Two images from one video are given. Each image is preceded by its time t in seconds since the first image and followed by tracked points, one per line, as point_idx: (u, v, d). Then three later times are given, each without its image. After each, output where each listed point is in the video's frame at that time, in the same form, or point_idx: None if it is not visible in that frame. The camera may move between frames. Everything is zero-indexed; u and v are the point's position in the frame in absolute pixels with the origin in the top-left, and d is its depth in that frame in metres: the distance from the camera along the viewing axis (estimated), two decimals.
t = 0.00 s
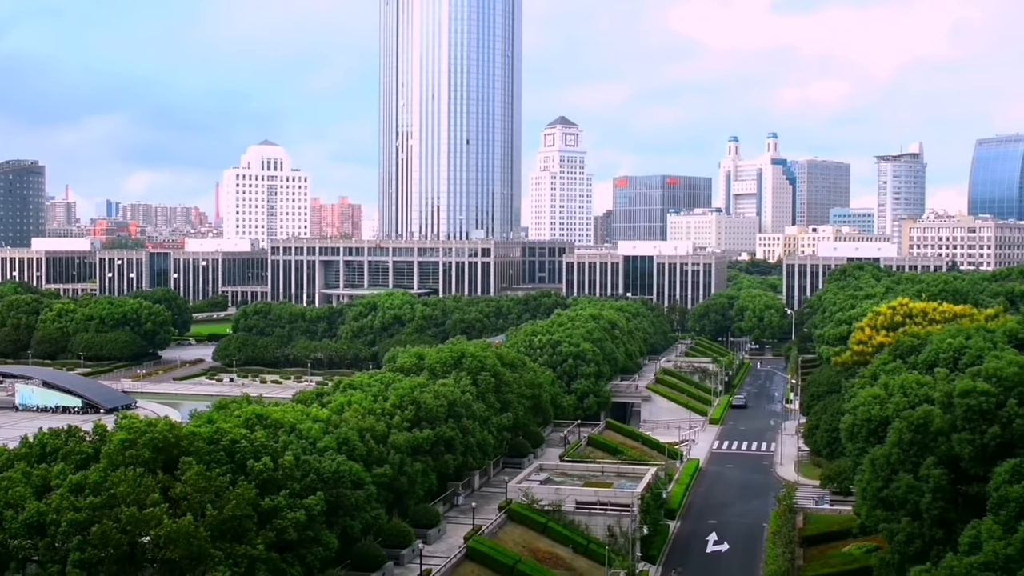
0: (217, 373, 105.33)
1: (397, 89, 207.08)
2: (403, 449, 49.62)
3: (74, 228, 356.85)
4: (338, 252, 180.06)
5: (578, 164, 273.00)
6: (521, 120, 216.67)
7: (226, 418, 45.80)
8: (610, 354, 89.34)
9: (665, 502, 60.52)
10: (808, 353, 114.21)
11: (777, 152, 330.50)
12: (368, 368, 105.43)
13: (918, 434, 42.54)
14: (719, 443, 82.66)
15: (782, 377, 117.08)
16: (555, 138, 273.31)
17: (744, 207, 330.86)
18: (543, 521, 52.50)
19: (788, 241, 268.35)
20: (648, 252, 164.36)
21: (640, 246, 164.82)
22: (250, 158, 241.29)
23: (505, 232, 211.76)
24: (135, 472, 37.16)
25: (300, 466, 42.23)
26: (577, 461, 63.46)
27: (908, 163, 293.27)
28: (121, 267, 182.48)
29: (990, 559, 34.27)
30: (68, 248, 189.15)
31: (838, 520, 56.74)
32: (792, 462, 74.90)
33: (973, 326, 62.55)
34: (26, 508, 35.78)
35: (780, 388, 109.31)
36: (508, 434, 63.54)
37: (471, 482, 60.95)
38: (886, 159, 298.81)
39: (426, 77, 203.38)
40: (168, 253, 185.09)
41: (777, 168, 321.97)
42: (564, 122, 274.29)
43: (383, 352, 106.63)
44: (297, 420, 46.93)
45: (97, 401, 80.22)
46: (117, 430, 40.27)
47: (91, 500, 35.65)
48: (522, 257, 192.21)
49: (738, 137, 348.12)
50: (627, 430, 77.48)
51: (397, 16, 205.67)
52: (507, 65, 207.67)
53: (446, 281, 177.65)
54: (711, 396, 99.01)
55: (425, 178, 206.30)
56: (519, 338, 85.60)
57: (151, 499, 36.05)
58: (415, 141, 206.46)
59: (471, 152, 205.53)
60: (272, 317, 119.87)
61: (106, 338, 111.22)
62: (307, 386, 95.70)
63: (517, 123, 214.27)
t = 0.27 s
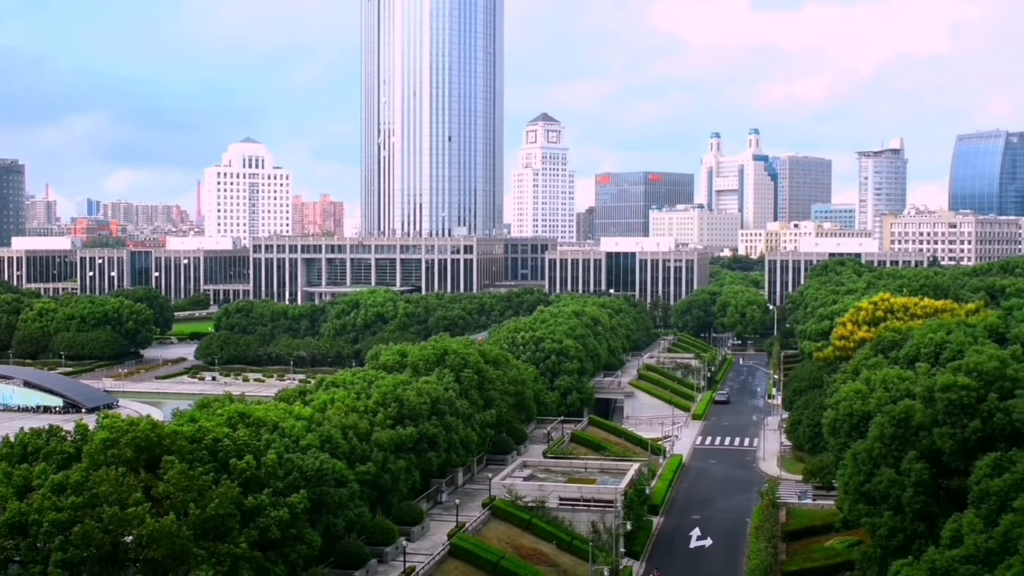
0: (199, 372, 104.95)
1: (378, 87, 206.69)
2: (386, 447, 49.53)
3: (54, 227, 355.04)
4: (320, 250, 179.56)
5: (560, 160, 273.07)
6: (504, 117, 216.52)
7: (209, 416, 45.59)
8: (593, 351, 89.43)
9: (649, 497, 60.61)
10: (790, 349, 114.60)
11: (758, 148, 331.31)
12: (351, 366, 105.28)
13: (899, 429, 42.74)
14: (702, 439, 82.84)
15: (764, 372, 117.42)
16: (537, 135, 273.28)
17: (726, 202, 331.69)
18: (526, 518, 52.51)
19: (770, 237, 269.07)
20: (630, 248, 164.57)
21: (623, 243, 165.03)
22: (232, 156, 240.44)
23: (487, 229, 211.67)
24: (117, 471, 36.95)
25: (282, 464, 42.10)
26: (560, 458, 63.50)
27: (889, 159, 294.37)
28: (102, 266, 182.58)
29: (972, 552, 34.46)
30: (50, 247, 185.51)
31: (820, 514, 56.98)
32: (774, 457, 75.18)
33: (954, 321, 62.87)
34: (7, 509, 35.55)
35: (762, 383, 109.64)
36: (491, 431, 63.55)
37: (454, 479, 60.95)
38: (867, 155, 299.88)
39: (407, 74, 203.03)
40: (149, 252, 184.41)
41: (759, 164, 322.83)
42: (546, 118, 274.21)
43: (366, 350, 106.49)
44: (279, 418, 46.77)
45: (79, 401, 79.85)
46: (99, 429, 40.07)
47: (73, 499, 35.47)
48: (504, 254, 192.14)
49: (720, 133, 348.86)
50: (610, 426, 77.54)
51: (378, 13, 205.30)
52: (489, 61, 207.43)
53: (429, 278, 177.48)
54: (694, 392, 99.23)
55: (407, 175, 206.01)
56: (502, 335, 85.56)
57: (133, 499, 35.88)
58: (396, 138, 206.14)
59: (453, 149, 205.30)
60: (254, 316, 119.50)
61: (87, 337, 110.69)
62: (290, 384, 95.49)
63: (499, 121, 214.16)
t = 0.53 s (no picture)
0: (174, 368, 104.32)
1: (353, 82, 206.09)
2: (363, 443, 49.41)
3: (26, 223, 351.98)
4: (296, 246, 178.90)
5: (535, 156, 273.12)
6: (479, 112, 216.31)
7: (184, 414, 45.31)
8: (569, 346, 89.50)
9: (625, 492, 60.75)
10: (765, 343, 115.09)
11: (733, 143, 332.50)
12: (327, 362, 104.97)
13: (874, 422, 43.00)
14: (679, 433, 83.12)
15: (740, 366, 117.95)
16: (513, 130, 273.16)
17: (701, 197, 332.77)
18: (503, 514, 52.47)
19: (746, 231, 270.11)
20: (606, 243, 164.81)
21: (599, 238, 165.27)
22: (206, 152, 239.04)
23: (463, 225, 211.60)
24: (91, 469, 36.67)
25: (258, 461, 41.92)
26: (537, 453, 63.58)
27: (863, 153, 296.40)
28: (75, 263, 181.63)
29: (945, 544, 34.74)
30: (23, 243, 187.40)
31: (796, 507, 57.24)
32: (750, 451, 75.51)
33: (928, 314, 63.31)
34: None
35: (738, 377, 110.16)
36: (468, 427, 63.51)
37: (431, 475, 60.86)
38: (841, 150, 301.75)
39: (383, 70, 202.51)
40: (123, 249, 183.22)
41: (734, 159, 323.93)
42: (521, 114, 274.08)
43: (342, 346, 106.25)
44: (255, 415, 46.56)
45: (52, 398, 79.22)
46: (73, 428, 39.75)
47: (48, 498, 35.22)
48: (480, 250, 192.12)
49: (695, 128, 349.76)
50: (587, 421, 77.61)
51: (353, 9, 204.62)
52: (464, 57, 207.19)
53: (405, 274, 177.29)
54: (671, 386, 99.51)
55: (383, 171, 205.62)
56: (478, 330, 85.48)
57: (109, 497, 35.61)
58: (372, 134, 205.63)
59: (429, 145, 204.98)
60: (229, 312, 118.92)
61: (61, 334, 109.87)
62: (266, 381, 95.16)
63: (475, 116, 213.96)
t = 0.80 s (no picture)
0: (155, 367, 103.81)
1: (334, 79, 205.46)
2: (345, 440, 49.28)
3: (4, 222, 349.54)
4: (277, 243, 178.26)
5: (517, 152, 272.99)
6: (460, 108, 216.05)
7: (165, 412, 45.06)
8: (551, 342, 89.47)
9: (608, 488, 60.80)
10: (746, 339, 115.34)
11: (714, 139, 333.09)
12: (308, 360, 104.72)
13: (855, 417, 43.15)
14: (661, 428, 83.24)
15: (722, 362, 118.22)
16: (494, 127, 272.89)
17: (682, 193, 333.22)
18: (486, 510, 52.43)
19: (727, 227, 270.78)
20: (587, 240, 164.86)
21: (580, 234, 165.26)
22: (186, 150, 237.99)
23: (444, 222, 211.38)
24: (72, 468, 36.42)
25: (240, 459, 41.73)
26: (519, 449, 63.57)
27: (843, 149, 297.34)
28: (55, 261, 180.54)
29: (927, 538, 34.86)
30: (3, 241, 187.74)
31: (778, 502, 57.41)
32: (732, 446, 75.67)
33: (908, 309, 63.51)
34: None
35: (720, 372, 110.44)
36: (450, 423, 63.39)
37: (414, 472, 60.76)
38: (822, 145, 302.61)
39: (363, 66, 201.94)
40: (103, 247, 182.20)
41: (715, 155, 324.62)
42: (502, 110, 273.84)
43: (324, 343, 106.03)
44: (236, 413, 46.35)
45: (32, 398, 78.68)
46: (54, 427, 39.45)
47: (28, 498, 34.96)
48: (462, 246, 191.91)
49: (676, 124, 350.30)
50: (569, 417, 77.61)
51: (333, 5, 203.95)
52: (444, 53, 206.79)
53: (386, 271, 177.03)
54: (653, 382, 99.68)
55: (364, 168, 205.13)
56: (460, 327, 85.35)
57: (89, 496, 35.38)
58: (353, 131, 205.07)
59: (410, 141, 204.60)
60: (210, 310, 118.45)
61: (41, 333, 109.22)
62: (247, 379, 94.87)
63: (456, 112, 213.72)
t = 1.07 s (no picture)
0: (138, 366, 103.30)
1: (316, 76, 204.94)
2: (329, 438, 49.14)
3: None
4: (260, 241, 177.61)
5: (499, 148, 272.85)
6: (442, 105, 215.79)
7: (148, 411, 44.80)
8: (535, 338, 89.41)
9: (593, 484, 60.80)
10: (730, 334, 115.55)
11: (696, 135, 333.78)
12: (292, 358, 104.45)
13: (838, 411, 43.27)
14: (645, 424, 83.31)
15: (706, 357, 118.44)
16: (477, 124, 272.63)
17: (665, 189, 333.82)
18: (471, 507, 52.37)
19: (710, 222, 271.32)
20: (571, 236, 164.86)
21: (564, 230, 165.28)
22: (168, 148, 237.00)
23: (428, 219, 211.12)
24: (55, 468, 36.17)
25: (224, 458, 41.57)
26: (504, 446, 63.54)
27: (825, 144, 298.93)
28: (36, 261, 179.38)
29: (910, 531, 34.96)
30: None
31: (762, 496, 57.54)
32: (716, 441, 75.81)
33: (891, 303, 63.73)
34: None
35: (704, 368, 110.62)
36: (435, 421, 63.28)
37: (398, 469, 60.65)
38: (804, 141, 303.91)
39: (345, 63, 201.49)
40: (85, 245, 181.29)
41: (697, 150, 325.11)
42: (485, 107, 273.67)
43: (307, 341, 105.81)
44: (220, 412, 46.13)
45: (15, 398, 78.17)
46: (36, 428, 39.18)
47: (11, 498, 34.73)
48: (445, 243, 191.71)
49: (658, 120, 350.74)
50: (554, 413, 77.56)
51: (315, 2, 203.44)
52: (427, 50, 206.61)
53: (370, 268, 176.77)
54: (637, 378, 99.80)
55: (347, 165, 204.68)
56: (444, 324, 85.20)
57: (73, 496, 35.17)
58: (335, 128, 204.61)
59: (393, 139, 204.25)
60: (193, 309, 118.03)
61: (23, 333, 108.59)
62: (231, 377, 94.57)
63: (438, 109, 213.55)
